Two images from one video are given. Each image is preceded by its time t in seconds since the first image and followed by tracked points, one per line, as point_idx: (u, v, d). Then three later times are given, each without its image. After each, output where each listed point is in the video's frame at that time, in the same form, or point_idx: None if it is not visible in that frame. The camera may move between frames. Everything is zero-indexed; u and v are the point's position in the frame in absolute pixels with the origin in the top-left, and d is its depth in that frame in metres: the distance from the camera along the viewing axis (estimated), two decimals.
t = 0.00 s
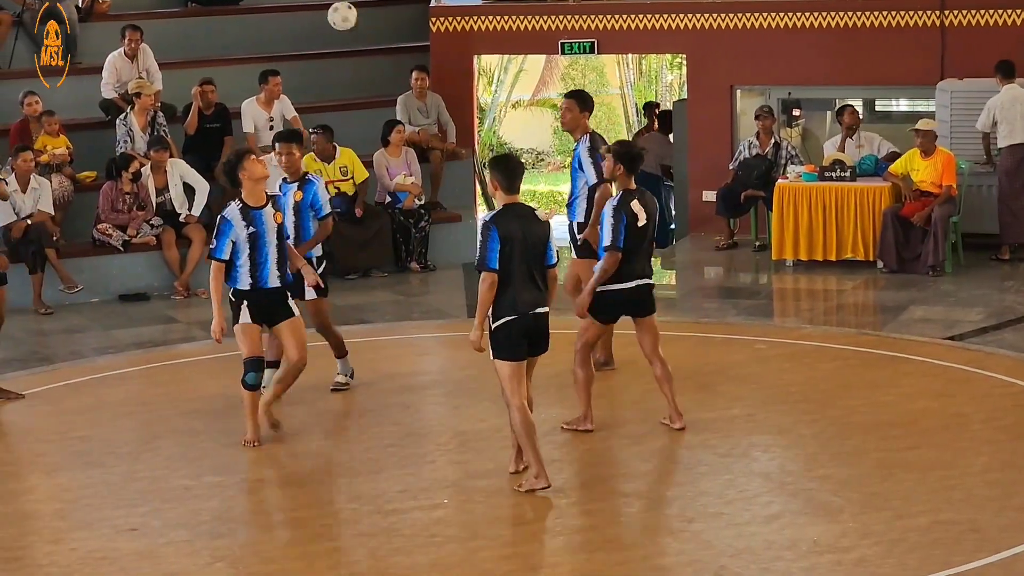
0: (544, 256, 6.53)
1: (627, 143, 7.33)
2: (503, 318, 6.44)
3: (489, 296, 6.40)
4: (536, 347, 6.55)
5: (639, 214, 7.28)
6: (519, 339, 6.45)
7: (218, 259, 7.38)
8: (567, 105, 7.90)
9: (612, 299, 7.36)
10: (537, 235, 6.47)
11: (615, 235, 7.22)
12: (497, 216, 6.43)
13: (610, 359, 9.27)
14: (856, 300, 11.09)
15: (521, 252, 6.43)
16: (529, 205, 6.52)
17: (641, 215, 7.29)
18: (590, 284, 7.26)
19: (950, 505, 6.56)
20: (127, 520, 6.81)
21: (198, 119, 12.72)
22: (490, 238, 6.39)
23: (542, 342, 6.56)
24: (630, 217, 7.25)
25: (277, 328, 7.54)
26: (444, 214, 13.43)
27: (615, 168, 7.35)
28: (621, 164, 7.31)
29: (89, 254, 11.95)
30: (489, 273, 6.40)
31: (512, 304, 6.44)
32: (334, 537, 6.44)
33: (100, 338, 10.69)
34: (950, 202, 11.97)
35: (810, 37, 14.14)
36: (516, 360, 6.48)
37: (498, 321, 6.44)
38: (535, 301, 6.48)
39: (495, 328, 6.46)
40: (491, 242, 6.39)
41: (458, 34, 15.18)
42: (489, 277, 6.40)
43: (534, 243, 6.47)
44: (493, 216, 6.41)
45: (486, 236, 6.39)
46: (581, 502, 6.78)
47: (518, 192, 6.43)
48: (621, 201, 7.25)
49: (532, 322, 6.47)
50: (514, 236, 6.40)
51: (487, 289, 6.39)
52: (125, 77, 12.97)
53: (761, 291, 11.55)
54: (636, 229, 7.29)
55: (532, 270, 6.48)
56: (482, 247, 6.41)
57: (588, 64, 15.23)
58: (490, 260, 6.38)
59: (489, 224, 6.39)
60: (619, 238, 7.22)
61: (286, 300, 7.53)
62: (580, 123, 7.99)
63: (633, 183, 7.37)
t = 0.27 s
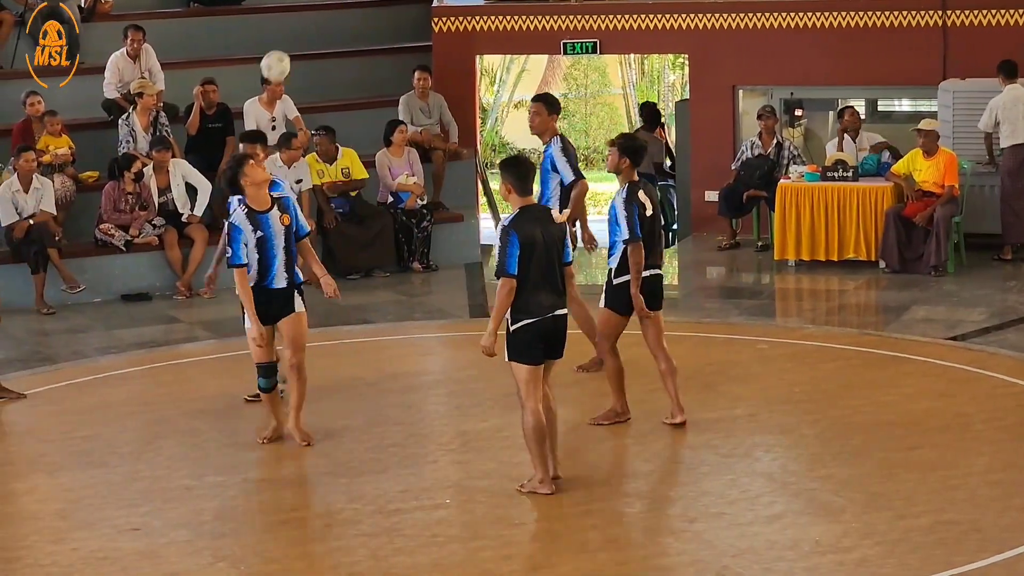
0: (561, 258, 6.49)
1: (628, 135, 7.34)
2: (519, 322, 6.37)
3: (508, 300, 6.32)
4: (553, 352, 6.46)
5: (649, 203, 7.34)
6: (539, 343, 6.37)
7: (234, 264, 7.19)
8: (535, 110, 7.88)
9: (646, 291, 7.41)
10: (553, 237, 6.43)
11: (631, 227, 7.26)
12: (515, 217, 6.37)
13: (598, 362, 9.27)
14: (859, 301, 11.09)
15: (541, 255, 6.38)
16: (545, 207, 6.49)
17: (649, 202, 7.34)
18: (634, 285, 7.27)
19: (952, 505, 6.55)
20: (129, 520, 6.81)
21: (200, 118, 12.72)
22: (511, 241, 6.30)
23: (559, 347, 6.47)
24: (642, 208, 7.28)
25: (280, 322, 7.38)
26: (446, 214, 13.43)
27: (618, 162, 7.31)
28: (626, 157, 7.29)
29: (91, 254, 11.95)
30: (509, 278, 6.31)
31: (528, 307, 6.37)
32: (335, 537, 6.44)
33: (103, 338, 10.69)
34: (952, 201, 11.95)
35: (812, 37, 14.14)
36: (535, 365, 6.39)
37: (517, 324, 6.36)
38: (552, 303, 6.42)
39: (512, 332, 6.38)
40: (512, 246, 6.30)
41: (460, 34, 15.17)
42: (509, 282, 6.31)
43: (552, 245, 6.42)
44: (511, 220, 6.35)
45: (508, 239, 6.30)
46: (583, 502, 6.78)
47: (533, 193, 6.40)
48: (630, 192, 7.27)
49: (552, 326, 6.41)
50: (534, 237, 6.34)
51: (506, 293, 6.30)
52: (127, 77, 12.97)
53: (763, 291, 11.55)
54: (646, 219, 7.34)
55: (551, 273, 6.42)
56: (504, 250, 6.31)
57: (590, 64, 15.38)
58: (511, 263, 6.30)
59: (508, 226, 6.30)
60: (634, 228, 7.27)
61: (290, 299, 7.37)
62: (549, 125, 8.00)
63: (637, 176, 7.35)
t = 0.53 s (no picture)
0: (585, 263, 6.43)
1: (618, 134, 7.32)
2: (544, 326, 6.28)
3: (538, 304, 6.20)
4: (576, 359, 6.36)
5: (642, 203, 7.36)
6: (559, 349, 6.31)
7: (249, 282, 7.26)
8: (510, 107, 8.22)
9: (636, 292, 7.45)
10: (581, 244, 6.38)
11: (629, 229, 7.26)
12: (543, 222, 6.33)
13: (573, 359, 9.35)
14: (863, 301, 11.09)
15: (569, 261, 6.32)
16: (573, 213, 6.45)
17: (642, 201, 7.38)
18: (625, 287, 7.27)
19: (956, 505, 6.55)
20: (133, 519, 6.82)
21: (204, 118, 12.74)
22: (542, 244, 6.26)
23: (581, 354, 6.39)
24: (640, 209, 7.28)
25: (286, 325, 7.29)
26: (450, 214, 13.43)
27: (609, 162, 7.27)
28: (617, 156, 7.25)
29: (95, 254, 11.96)
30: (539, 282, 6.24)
31: (553, 312, 6.29)
32: (339, 537, 6.45)
33: (107, 338, 10.70)
34: (956, 202, 11.92)
35: (816, 37, 14.13)
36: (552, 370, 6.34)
37: (540, 328, 6.28)
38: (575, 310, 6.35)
39: (535, 334, 6.29)
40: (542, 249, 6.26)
41: (464, 34, 15.17)
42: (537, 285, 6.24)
43: (579, 249, 6.38)
44: (542, 223, 6.30)
45: (537, 242, 6.25)
46: (587, 502, 6.78)
47: (563, 196, 6.39)
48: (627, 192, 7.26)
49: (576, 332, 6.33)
50: (563, 242, 6.29)
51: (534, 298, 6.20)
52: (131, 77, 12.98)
53: (767, 291, 11.55)
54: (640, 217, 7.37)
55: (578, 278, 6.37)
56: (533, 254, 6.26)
57: (594, 64, 15.28)
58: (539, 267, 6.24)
59: (538, 230, 6.26)
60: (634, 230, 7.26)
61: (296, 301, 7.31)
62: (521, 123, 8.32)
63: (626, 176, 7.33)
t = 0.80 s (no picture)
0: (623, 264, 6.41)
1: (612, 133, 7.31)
2: (583, 328, 6.25)
3: (577, 303, 6.21)
4: (617, 360, 6.34)
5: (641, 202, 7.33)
6: (598, 351, 6.27)
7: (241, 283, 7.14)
8: (490, 109, 8.34)
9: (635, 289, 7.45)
10: (618, 244, 6.35)
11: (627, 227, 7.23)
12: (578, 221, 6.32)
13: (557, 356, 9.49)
14: (872, 301, 11.09)
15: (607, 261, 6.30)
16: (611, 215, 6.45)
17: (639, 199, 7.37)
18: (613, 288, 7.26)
19: (965, 506, 6.55)
20: (142, 520, 6.83)
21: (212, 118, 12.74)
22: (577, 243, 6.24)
23: (622, 356, 6.36)
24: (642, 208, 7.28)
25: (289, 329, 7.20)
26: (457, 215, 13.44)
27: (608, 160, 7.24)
28: (615, 154, 7.21)
29: (104, 254, 11.98)
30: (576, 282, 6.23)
31: (592, 314, 6.26)
32: (347, 537, 6.45)
33: (116, 338, 10.71)
34: (965, 202, 11.92)
35: (824, 37, 14.12)
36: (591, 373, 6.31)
37: (578, 330, 6.25)
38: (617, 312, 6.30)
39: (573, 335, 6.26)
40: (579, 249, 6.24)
41: (473, 35, 15.22)
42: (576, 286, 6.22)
43: (617, 248, 6.35)
44: (576, 221, 6.30)
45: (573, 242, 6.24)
46: (595, 502, 6.78)
47: (599, 198, 6.39)
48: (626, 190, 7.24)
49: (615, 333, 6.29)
50: (600, 242, 6.27)
51: (572, 297, 6.21)
52: (140, 77, 12.99)
53: (775, 292, 11.56)
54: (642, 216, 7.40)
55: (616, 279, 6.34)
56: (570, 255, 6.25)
57: (602, 65, 15.33)
58: (576, 265, 6.23)
59: (573, 229, 6.25)
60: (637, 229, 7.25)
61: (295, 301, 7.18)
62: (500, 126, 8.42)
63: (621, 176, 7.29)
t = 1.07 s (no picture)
0: (656, 268, 6.40)
1: (616, 129, 7.31)
2: (615, 331, 6.25)
3: (605, 305, 6.21)
4: (646, 363, 6.34)
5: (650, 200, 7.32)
6: (629, 355, 6.27)
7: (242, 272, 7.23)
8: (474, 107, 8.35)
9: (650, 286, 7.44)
10: (652, 248, 6.34)
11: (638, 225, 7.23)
12: (611, 224, 6.31)
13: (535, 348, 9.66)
14: (884, 301, 11.10)
15: (641, 264, 6.29)
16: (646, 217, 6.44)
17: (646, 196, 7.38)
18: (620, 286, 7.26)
19: (979, 507, 6.54)
20: (155, 519, 6.83)
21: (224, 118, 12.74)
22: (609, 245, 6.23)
23: (650, 360, 6.36)
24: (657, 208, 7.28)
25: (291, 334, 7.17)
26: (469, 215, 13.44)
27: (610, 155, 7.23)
28: (617, 150, 7.23)
29: (115, 254, 12.00)
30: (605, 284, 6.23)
31: (624, 317, 6.25)
32: (359, 536, 6.46)
33: (127, 338, 10.72)
34: (978, 203, 11.90)
35: (836, 38, 14.11)
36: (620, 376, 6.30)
37: (609, 333, 6.25)
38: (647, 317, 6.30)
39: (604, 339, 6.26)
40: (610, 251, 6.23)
41: (485, 36, 15.21)
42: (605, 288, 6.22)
43: (650, 252, 6.34)
44: (609, 223, 6.30)
45: (605, 243, 6.23)
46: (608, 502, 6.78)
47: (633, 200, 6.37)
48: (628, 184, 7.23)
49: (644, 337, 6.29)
50: (633, 246, 6.26)
51: (602, 299, 6.20)
52: (152, 78, 12.99)
53: (788, 292, 11.57)
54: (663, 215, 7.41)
55: (648, 284, 6.33)
56: (601, 256, 6.24)
57: (615, 65, 15.32)
58: (607, 268, 6.23)
59: (606, 231, 6.25)
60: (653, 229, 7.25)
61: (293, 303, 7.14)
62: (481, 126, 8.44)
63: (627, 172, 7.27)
